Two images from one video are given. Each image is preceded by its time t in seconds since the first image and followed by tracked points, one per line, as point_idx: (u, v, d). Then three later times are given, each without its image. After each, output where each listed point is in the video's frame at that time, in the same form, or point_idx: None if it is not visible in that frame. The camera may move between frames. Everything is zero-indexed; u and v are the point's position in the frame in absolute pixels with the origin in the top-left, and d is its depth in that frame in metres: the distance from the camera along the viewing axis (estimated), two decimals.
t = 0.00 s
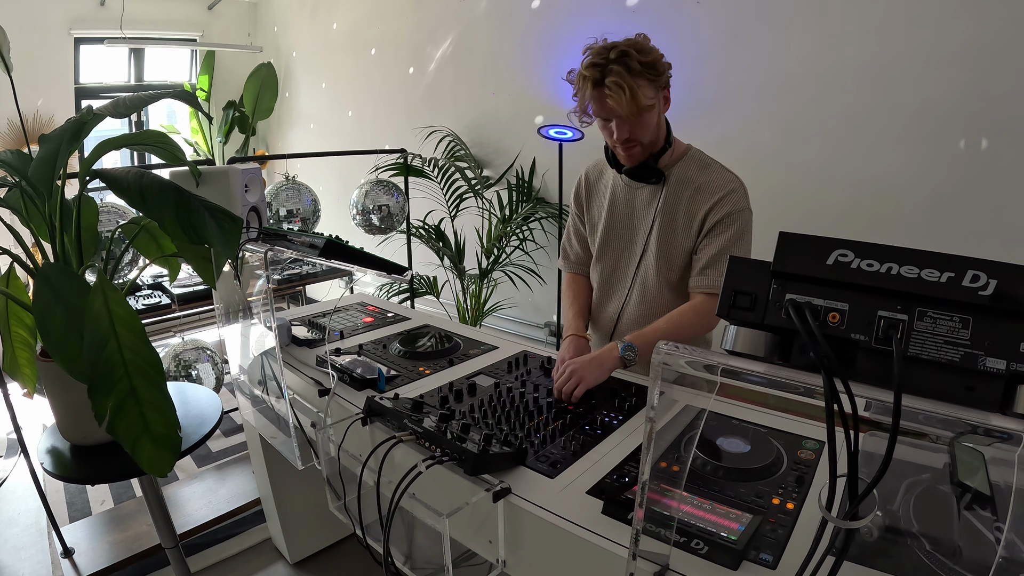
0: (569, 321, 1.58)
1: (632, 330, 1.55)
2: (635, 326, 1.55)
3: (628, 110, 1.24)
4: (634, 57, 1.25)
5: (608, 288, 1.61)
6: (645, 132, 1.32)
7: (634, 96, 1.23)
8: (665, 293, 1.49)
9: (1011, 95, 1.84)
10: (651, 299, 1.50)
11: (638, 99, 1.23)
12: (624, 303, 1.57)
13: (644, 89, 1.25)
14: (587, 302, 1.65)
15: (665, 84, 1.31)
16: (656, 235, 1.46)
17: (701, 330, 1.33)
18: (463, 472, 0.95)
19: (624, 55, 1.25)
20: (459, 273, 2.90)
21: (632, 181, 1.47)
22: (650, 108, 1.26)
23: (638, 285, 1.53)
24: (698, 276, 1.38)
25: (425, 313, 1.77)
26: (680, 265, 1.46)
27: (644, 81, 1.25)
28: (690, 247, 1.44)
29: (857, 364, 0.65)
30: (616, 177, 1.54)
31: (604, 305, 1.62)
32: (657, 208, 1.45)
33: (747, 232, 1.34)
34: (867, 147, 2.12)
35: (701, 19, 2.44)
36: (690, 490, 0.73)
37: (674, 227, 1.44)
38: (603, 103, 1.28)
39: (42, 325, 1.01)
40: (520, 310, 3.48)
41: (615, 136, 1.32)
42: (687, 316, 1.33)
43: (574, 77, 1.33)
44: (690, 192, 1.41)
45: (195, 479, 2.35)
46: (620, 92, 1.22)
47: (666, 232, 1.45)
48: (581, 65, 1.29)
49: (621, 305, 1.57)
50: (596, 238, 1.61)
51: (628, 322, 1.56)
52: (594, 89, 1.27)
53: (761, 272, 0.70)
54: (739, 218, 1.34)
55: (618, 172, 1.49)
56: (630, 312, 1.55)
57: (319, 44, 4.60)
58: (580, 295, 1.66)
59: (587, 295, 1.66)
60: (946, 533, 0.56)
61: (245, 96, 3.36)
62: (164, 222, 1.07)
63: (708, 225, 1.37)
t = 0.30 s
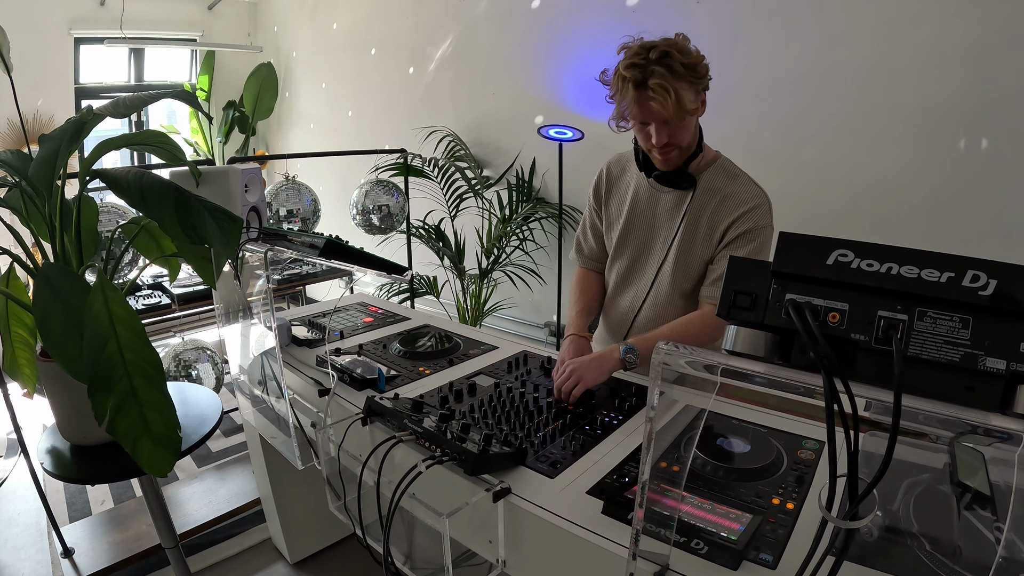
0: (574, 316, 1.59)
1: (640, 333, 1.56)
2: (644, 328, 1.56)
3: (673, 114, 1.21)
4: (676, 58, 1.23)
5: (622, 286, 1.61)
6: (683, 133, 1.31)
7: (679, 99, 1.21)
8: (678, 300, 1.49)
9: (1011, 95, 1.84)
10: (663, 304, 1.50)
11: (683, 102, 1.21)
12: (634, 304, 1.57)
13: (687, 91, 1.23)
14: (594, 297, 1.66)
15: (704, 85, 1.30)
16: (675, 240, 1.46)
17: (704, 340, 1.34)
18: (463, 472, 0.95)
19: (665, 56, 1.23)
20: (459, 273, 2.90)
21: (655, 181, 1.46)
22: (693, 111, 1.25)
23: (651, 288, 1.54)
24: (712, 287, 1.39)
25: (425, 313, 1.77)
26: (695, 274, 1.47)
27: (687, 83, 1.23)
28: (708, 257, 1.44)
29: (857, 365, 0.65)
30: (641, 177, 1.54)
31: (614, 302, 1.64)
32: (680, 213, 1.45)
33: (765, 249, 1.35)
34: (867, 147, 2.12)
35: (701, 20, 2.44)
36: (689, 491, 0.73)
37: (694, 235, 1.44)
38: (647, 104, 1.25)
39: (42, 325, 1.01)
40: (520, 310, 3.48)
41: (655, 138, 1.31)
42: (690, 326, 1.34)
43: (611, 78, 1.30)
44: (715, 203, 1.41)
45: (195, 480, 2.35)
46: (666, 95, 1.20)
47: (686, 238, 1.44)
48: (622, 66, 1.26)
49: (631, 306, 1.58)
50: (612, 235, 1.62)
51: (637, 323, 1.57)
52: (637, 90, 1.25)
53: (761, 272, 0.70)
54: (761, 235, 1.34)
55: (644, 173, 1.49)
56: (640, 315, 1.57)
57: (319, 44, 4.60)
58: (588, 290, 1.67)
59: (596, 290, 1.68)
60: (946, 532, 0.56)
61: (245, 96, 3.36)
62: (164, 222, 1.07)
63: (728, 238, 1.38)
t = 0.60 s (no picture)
0: (575, 315, 1.60)
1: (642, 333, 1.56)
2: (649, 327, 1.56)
3: (684, 120, 1.22)
4: (692, 63, 1.22)
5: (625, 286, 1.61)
6: (694, 139, 1.31)
7: (691, 105, 1.21)
8: (681, 302, 1.49)
9: (1011, 95, 1.84)
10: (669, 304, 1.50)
11: (696, 107, 1.21)
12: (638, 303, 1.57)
13: (701, 97, 1.22)
14: (595, 296, 1.66)
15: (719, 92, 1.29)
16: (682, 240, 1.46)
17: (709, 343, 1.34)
18: (463, 471, 0.95)
19: (681, 60, 1.23)
20: (459, 273, 2.90)
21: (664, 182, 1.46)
22: (706, 117, 1.24)
23: (655, 288, 1.54)
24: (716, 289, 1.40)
25: (425, 313, 1.77)
26: (699, 276, 1.47)
27: (701, 88, 1.23)
28: (713, 260, 1.44)
29: (857, 365, 0.65)
30: (649, 177, 1.54)
31: (616, 301, 1.64)
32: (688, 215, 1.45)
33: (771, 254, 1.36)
34: (867, 147, 2.13)
35: (701, 20, 2.44)
36: (689, 490, 0.73)
37: (701, 237, 1.44)
38: (659, 108, 1.25)
39: (42, 325, 1.01)
40: (520, 310, 3.48)
41: (664, 142, 1.31)
42: (697, 320, 1.35)
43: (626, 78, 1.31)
44: (723, 207, 1.41)
45: (195, 480, 2.35)
46: (679, 101, 1.20)
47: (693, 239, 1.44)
48: (637, 66, 1.26)
49: (634, 305, 1.58)
50: (617, 235, 1.62)
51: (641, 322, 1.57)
52: (650, 93, 1.25)
53: (760, 272, 0.70)
54: (767, 241, 1.35)
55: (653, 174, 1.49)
56: (643, 315, 1.57)
57: (319, 44, 4.60)
58: (590, 289, 1.67)
59: (597, 289, 1.68)
60: (946, 532, 0.56)
61: (245, 96, 3.36)
62: (164, 222, 1.07)
63: (734, 243, 1.38)
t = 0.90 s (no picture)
0: (572, 317, 1.59)
1: (640, 329, 1.55)
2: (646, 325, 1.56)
3: (622, 111, 1.27)
4: (654, 62, 1.25)
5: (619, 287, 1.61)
6: (645, 135, 1.34)
7: (631, 100, 1.26)
8: (678, 293, 1.49)
9: (1011, 95, 1.84)
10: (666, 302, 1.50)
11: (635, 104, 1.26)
12: (635, 302, 1.57)
13: (647, 95, 1.26)
14: (591, 298, 1.66)
15: (685, 98, 1.30)
16: (673, 238, 1.46)
17: (706, 333, 1.34)
18: (463, 471, 0.95)
19: (647, 56, 1.25)
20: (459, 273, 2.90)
21: (652, 182, 1.46)
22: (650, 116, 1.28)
23: (650, 282, 1.53)
24: (708, 277, 1.39)
25: (425, 313, 1.77)
26: (692, 266, 1.47)
27: (653, 88, 1.26)
28: (704, 249, 1.44)
29: (857, 365, 0.65)
30: (635, 174, 1.55)
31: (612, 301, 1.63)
32: (676, 210, 1.45)
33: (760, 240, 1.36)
34: (866, 147, 2.13)
35: (701, 20, 2.44)
36: (689, 491, 0.73)
37: (690, 227, 1.44)
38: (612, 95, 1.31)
39: (42, 325, 1.01)
40: (520, 310, 3.48)
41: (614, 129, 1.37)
42: (692, 310, 1.35)
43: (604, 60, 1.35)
44: (709, 196, 1.41)
45: (195, 480, 2.35)
46: (621, 92, 1.25)
47: (684, 234, 1.45)
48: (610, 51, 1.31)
49: (630, 306, 1.58)
50: (607, 234, 1.62)
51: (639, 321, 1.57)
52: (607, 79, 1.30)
53: (761, 272, 0.70)
54: (755, 225, 1.35)
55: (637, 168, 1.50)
56: (640, 313, 1.57)
57: (319, 44, 4.60)
58: (585, 291, 1.67)
59: (593, 291, 1.67)
60: (946, 532, 0.56)
61: (245, 96, 3.36)
62: (164, 222, 1.07)
63: (723, 230, 1.38)
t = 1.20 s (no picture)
0: (570, 321, 1.59)
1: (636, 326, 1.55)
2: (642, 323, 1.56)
3: (588, 108, 1.32)
4: (616, 60, 1.30)
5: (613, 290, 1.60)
6: (617, 132, 1.37)
7: (596, 96, 1.30)
8: (672, 286, 1.48)
9: (1010, 95, 1.84)
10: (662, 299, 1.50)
11: (599, 100, 1.30)
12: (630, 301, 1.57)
13: (612, 92, 1.30)
14: (588, 302, 1.65)
15: (652, 95, 1.33)
16: (660, 233, 1.46)
17: (701, 321, 1.34)
18: (463, 471, 0.95)
19: (610, 56, 1.31)
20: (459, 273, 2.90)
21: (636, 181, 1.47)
22: (616, 111, 1.31)
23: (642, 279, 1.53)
24: (696, 264, 1.39)
25: (425, 313, 1.77)
26: (681, 257, 1.46)
27: (617, 84, 1.30)
28: (689, 238, 1.43)
29: (857, 365, 0.65)
30: (616, 175, 1.55)
31: (607, 303, 1.62)
32: (657, 204, 1.45)
33: (744, 221, 1.35)
34: (866, 147, 2.13)
35: (701, 20, 2.44)
36: (689, 491, 0.74)
37: (673, 218, 1.44)
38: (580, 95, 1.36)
39: (42, 324, 1.01)
40: (520, 310, 3.48)
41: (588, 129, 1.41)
42: (685, 301, 1.35)
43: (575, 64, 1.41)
44: (687, 184, 1.41)
45: (195, 480, 2.35)
46: (585, 89, 1.31)
47: (669, 228, 1.45)
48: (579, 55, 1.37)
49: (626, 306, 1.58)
50: (597, 238, 1.62)
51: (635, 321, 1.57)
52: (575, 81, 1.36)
53: (761, 273, 0.70)
54: (736, 207, 1.34)
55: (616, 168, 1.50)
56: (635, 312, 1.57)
57: (319, 44, 4.60)
58: (582, 296, 1.66)
59: (590, 295, 1.66)
60: (946, 533, 0.56)
61: (245, 96, 3.36)
62: (164, 222, 1.07)
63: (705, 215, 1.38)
